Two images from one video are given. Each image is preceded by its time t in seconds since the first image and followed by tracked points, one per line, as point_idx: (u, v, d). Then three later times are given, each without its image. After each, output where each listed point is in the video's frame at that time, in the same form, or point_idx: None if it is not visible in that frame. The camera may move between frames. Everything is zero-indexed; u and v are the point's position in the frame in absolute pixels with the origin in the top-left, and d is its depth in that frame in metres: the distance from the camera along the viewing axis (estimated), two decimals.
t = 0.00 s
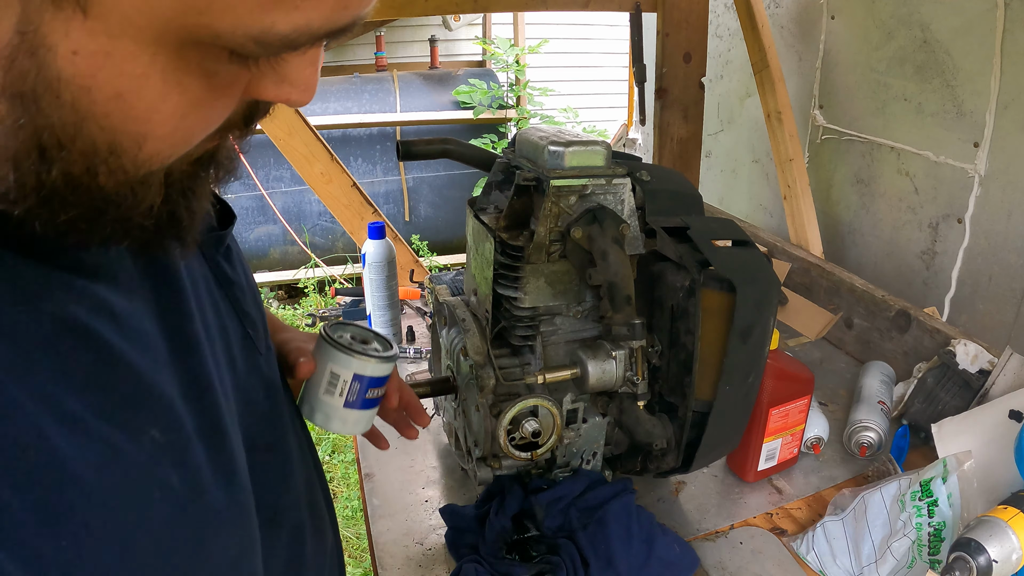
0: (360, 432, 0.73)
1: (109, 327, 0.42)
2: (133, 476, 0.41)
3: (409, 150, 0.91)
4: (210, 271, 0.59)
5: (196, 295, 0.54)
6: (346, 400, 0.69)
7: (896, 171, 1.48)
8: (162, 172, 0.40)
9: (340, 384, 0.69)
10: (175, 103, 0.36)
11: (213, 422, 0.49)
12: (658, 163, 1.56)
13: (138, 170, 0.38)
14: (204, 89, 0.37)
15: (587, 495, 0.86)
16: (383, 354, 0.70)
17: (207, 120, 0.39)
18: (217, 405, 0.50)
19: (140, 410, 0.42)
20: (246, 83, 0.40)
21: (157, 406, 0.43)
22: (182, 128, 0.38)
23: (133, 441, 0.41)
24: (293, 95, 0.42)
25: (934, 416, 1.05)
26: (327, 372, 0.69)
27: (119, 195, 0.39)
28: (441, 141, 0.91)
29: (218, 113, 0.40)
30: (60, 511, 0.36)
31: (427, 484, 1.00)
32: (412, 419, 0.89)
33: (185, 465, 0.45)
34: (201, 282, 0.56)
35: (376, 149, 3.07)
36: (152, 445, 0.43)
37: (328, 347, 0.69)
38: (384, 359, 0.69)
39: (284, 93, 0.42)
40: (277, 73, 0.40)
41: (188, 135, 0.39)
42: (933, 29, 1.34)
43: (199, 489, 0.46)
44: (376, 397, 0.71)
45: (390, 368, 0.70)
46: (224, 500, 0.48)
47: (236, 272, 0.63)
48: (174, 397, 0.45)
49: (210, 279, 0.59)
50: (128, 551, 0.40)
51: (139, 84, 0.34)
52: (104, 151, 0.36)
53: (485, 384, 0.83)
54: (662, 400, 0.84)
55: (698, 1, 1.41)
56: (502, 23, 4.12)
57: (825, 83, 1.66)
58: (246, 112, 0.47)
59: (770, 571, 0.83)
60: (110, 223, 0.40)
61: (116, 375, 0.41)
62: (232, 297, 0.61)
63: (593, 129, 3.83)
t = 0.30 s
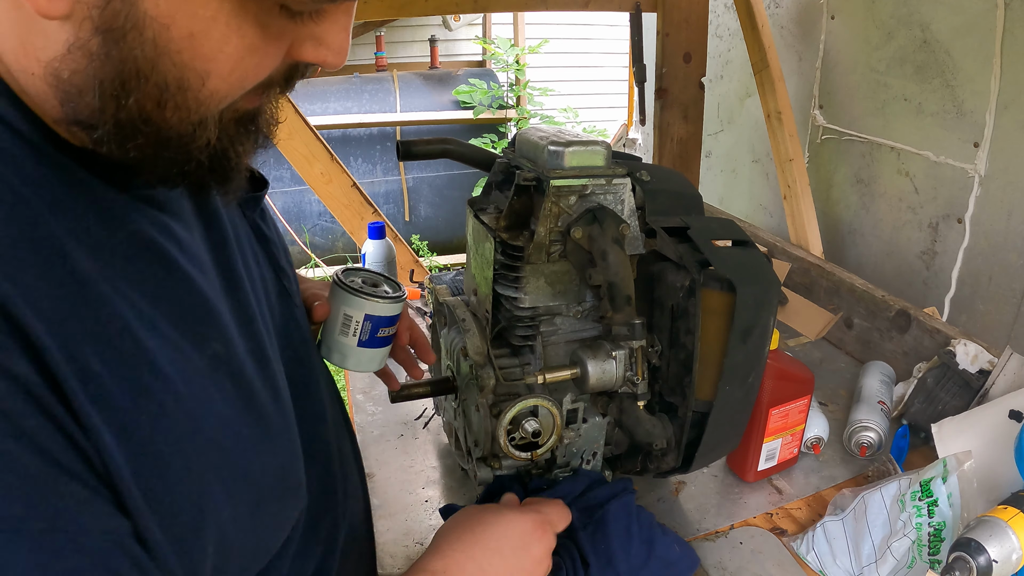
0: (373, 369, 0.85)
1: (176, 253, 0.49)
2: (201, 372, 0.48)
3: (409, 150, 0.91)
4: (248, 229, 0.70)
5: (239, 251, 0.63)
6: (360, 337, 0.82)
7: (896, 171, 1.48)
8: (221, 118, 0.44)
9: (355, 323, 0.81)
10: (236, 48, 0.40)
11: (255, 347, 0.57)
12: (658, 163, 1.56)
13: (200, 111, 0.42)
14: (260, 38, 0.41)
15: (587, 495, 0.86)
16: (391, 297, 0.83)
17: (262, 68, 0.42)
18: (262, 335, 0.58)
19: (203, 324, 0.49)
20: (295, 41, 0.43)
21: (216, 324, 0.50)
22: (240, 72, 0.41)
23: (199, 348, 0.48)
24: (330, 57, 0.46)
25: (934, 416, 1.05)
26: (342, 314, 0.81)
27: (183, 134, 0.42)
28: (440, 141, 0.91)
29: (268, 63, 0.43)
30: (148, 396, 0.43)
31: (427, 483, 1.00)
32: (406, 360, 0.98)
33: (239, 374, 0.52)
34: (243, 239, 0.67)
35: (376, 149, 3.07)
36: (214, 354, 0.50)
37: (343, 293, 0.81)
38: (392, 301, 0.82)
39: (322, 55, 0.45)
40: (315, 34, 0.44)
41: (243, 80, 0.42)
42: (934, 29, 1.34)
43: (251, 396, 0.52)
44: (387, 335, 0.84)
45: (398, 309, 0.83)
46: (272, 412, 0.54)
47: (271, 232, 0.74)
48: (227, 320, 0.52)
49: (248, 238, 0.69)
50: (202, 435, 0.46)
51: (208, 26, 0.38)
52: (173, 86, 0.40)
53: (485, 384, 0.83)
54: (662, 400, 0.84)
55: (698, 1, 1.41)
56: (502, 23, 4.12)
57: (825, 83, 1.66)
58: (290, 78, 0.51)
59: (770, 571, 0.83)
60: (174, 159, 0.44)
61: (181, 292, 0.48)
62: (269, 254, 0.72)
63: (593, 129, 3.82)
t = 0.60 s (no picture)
0: (389, 344, 0.87)
1: (213, 214, 0.57)
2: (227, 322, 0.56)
3: (409, 150, 0.91)
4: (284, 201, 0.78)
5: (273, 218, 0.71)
6: (377, 314, 0.83)
7: (896, 171, 1.47)
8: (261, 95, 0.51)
9: (372, 302, 0.83)
10: (280, 27, 0.47)
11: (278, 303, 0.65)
12: (658, 162, 1.56)
13: (246, 83, 0.49)
14: (300, 21, 0.47)
15: (587, 495, 0.86)
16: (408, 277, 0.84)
17: (301, 51, 0.49)
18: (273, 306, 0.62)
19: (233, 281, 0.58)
20: (331, 31, 0.51)
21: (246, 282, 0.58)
22: (282, 53, 0.48)
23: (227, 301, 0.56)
24: (358, 52, 0.53)
25: (934, 416, 1.05)
26: (360, 292, 0.83)
27: (229, 102, 0.49)
28: (440, 141, 0.91)
29: (307, 48, 0.50)
30: (178, 341, 0.51)
31: (427, 483, 1.00)
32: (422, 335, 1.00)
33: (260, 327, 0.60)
34: (281, 209, 0.74)
35: (376, 149, 3.07)
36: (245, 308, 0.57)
37: (361, 272, 0.82)
38: (410, 281, 0.83)
39: (353, 50, 0.53)
40: (348, 30, 0.51)
41: (284, 57, 0.49)
42: (934, 29, 1.34)
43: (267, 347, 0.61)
44: (402, 313, 0.85)
45: (414, 288, 0.84)
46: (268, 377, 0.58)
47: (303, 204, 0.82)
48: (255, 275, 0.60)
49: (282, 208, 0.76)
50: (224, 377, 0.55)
51: (257, 6, 0.45)
52: (224, 57, 0.46)
53: (485, 384, 0.83)
54: (662, 400, 0.84)
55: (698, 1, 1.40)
56: (502, 23, 4.11)
57: (825, 83, 1.66)
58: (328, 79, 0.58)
59: (770, 571, 0.83)
60: (218, 125, 0.51)
61: (217, 251, 0.57)
62: (303, 224, 0.80)
63: (593, 129, 3.82)
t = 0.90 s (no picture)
0: (397, 349, 0.87)
1: (212, 212, 0.58)
2: (218, 318, 0.57)
3: (409, 150, 0.91)
4: (294, 202, 0.78)
5: (277, 216, 0.71)
6: (387, 319, 0.83)
7: (896, 171, 1.47)
8: (250, 93, 0.51)
9: (382, 307, 0.82)
10: (266, 26, 0.46)
11: (275, 298, 0.65)
12: (658, 163, 1.57)
13: (233, 79, 0.48)
14: (287, 21, 0.47)
15: (587, 495, 0.86)
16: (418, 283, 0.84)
17: (289, 51, 0.49)
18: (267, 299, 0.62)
19: (226, 276, 0.58)
20: (323, 35, 0.50)
21: (239, 278, 0.59)
22: (270, 51, 0.48)
23: (221, 296, 0.57)
24: (352, 60, 0.52)
25: (934, 416, 1.05)
26: (370, 297, 0.82)
27: (217, 97, 0.49)
28: (441, 141, 0.91)
29: (296, 49, 0.49)
30: (168, 333, 0.52)
31: (427, 483, 1.00)
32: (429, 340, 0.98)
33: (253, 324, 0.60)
34: (288, 208, 0.75)
35: (376, 149, 3.08)
36: (236, 302, 0.58)
37: (371, 277, 0.82)
38: (419, 287, 0.83)
39: (346, 57, 0.52)
40: (341, 36, 0.50)
41: (270, 56, 0.48)
42: (934, 29, 1.34)
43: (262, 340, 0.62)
44: (412, 318, 0.85)
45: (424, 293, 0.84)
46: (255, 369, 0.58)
47: (314, 206, 0.82)
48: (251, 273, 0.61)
49: (290, 207, 0.77)
50: (212, 368, 0.56)
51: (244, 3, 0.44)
52: (212, 52, 0.46)
53: (485, 384, 0.83)
54: (662, 400, 0.84)
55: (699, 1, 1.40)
56: (501, 24, 4.11)
57: (825, 83, 1.66)
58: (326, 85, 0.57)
59: (770, 571, 0.83)
60: (206, 120, 0.51)
61: (213, 246, 0.57)
62: (312, 225, 0.80)
63: (593, 129, 3.82)
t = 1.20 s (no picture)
0: (415, 363, 0.88)
1: (189, 207, 0.57)
2: (195, 310, 0.56)
3: (409, 150, 0.91)
4: (285, 196, 0.75)
5: (264, 214, 0.69)
6: (402, 343, 0.84)
7: (896, 171, 1.47)
8: (236, 84, 0.53)
9: (396, 334, 0.82)
10: (246, 24, 0.48)
11: (267, 297, 0.64)
12: (658, 162, 1.56)
13: (221, 75, 0.51)
14: (264, 17, 0.49)
15: (586, 495, 0.86)
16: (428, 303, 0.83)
17: (270, 43, 0.51)
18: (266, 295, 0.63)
19: (205, 267, 0.58)
20: (299, 25, 0.52)
21: (218, 269, 0.59)
22: (253, 46, 0.50)
23: (198, 289, 0.56)
24: (327, 42, 0.54)
25: (934, 416, 1.05)
26: (383, 325, 0.82)
27: (207, 94, 0.51)
28: (441, 141, 0.91)
29: (276, 39, 0.51)
30: (141, 324, 0.52)
31: (427, 483, 1.00)
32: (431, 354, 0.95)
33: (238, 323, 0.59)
34: (280, 205, 0.74)
35: (376, 149, 3.08)
36: (214, 295, 0.58)
37: (382, 307, 0.81)
38: (431, 308, 0.83)
39: (322, 40, 0.54)
40: (317, 22, 0.52)
41: (253, 50, 0.50)
42: (934, 29, 1.34)
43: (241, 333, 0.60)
44: (425, 336, 0.85)
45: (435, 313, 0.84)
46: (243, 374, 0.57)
47: (309, 203, 0.80)
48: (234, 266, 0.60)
49: (280, 203, 0.74)
50: (186, 356, 0.55)
51: (224, 6, 0.46)
52: (199, 54, 0.48)
53: (485, 384, 0.83)
54: (662, 400, 0.84)
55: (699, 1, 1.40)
56: (502, 23, 4.11)
57: (825, 83, 1.66)
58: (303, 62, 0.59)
59: (770, 571, 0.83)
60: (197, 118, 0.53)
61: (193, 238, 0.57)
62: (305, 222, 0.77)
63: (593, 129, 3.82)
